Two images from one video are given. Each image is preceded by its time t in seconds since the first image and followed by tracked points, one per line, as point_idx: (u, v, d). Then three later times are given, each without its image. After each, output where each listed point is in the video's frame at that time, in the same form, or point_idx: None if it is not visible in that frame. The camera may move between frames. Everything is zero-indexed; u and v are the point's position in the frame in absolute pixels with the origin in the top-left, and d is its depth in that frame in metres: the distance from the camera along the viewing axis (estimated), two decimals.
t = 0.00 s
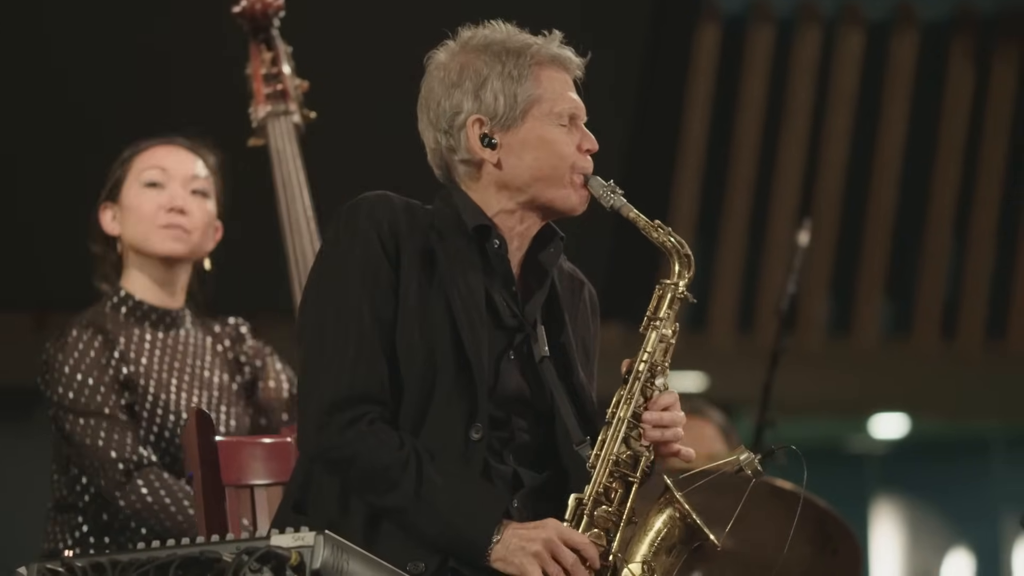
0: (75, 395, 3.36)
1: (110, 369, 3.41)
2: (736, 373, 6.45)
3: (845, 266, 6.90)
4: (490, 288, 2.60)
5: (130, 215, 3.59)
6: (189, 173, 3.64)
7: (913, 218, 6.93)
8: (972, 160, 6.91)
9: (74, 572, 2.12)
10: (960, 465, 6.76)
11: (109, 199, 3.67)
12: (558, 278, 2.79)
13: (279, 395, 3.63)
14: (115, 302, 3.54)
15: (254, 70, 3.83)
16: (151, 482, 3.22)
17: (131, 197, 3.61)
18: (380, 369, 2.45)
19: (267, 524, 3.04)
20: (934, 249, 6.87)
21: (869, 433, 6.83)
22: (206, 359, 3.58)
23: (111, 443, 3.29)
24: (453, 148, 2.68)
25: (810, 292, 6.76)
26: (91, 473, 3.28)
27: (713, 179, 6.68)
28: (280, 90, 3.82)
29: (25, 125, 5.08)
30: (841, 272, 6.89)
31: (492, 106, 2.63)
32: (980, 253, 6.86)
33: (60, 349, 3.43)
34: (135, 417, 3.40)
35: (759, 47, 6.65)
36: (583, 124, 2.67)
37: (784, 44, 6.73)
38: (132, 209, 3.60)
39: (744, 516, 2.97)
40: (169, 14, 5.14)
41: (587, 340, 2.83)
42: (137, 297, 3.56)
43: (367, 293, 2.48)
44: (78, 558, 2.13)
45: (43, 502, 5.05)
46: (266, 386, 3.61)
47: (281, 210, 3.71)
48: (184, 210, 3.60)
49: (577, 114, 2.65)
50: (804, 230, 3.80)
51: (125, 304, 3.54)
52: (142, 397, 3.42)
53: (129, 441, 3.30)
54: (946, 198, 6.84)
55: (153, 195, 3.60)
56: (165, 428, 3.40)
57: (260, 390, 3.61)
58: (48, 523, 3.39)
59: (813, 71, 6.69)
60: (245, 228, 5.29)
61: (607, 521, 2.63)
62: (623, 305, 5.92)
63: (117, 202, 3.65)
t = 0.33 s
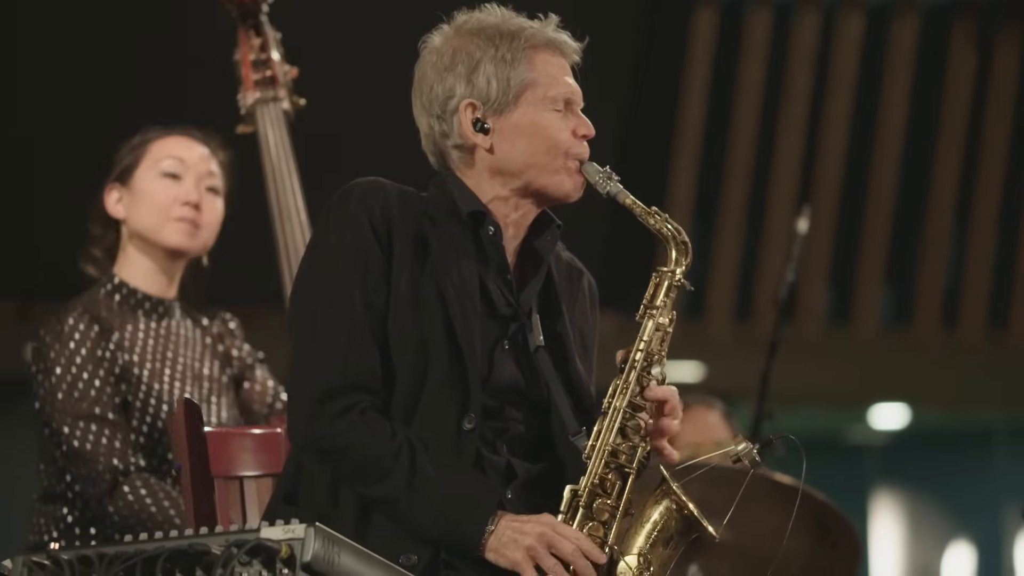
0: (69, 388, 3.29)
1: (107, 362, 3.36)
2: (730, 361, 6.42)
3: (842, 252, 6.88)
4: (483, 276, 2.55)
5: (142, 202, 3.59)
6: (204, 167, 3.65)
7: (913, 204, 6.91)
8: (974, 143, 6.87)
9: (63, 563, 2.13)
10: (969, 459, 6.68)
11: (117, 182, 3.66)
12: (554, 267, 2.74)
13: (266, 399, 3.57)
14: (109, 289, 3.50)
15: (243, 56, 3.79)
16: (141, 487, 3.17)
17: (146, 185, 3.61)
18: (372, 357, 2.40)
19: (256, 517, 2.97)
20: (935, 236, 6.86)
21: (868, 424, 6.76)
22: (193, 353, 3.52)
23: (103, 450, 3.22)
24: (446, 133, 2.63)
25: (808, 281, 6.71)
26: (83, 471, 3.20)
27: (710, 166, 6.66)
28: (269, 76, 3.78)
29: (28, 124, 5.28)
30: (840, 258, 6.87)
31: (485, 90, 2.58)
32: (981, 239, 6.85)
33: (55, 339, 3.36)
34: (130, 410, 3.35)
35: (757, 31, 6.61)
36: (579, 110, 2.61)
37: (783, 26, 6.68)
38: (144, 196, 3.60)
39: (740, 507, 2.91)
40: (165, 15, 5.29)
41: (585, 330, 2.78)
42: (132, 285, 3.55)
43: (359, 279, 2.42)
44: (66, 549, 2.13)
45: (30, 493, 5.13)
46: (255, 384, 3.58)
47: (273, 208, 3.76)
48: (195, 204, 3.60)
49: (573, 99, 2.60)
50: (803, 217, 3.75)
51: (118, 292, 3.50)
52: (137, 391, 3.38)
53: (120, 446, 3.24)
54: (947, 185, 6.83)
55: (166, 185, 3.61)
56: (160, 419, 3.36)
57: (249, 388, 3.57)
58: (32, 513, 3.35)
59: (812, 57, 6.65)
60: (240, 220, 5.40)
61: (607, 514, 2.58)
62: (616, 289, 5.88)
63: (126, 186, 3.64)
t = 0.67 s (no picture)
0: (39, 376, 3.26)
1: (73, 346, 3.31)
2: (732, 350, 6.59)
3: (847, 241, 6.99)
4: (477, 266, 2.50)
5: (102, 191, 3.45)
6: (162, 153, 3.51)
7: (916, 185, 6.94)
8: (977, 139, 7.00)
9: (50, 558, 2.02)
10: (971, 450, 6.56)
11: (69, 167, 3.51)
12: (549, 255, 2.70)
13: (242, 366, 3.51)
14: (69, 281, 3.41)
15: (222, 38, 3.71)
16: (122, 451, 3.18)
17: (103, 172, 3.46)
18: (365, 348, 2.35)
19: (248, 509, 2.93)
20: (937, 224, 7.00)
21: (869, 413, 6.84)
22: (157, 336, 3.43)
23: (76, 418, 3.21)
24: (440, 121, 2.59)
25: (807, 271, 6.91)
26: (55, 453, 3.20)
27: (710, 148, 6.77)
28: (248, 59, 3.67)
29: None
30: (843, 249, 6.99)
31: (479, 77, 2.53)
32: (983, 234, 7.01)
33: (19, 333, 3.34)
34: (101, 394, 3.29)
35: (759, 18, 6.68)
36: (575, 96, 2.57)
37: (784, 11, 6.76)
38: (103, 183, 3.46)
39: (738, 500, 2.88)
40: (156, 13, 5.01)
41: (581, 320, 2.74)
42: (93, 275, 3.44)
43: (353, 269, 2.37)
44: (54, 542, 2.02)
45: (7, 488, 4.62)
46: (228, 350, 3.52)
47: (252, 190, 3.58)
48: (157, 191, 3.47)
49: (568, 86, 2.55)
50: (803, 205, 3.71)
51: (79, 283, 3.41)
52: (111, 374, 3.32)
53: (96, 413, 3.22)
54: (951, 174, 6.94)
55: (125, 173, 3.46)
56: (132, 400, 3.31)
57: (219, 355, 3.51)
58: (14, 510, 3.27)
59: (813, 42, 6.79)
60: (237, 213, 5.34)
61: (602, 507, 2.53)
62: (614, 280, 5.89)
63: (80, 172, 3.49)
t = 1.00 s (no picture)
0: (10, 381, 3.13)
1: (49, 348, 3.19)
2: (731, 343, 6.55)
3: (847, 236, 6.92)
4: (473, 259, 2.46)
5: (56, 186, 3.28)
6: (110, 137, 3.36)
7: (919, 179, 6.93)
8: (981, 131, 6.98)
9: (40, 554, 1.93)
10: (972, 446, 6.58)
11: (17, 163, 3.35)
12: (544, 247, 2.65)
13: (209, 305, 3.57)
14: (34, 278, 3.27)
15: (204, 24, 3.69)
16: (115, 447, 3.11)
17: (56, 167, 3.30)
18: (361, 340, 2.31)
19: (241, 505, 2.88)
20: (940, 219, 6.97)
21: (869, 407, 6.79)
22: (130, 321, 3.35)
23: (63, 414, 3.11)
24: (437, 112, 2.54)
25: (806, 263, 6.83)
26: (31, 450, 3.08)
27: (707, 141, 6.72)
28: (232, 45, 3.65)
29: None
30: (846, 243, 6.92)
31: (477, 67, 2.48)
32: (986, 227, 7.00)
33: None
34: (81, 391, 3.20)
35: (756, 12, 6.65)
36: (573, 87, 2.52)
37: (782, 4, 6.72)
38: (58, 179, 3.29)
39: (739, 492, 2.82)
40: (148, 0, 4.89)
41: (575, 312, 2.69)
42: (59, 271, 3.30)
43: (347, 260, 2.33)
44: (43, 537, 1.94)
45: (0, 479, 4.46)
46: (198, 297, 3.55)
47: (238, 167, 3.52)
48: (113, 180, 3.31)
49: (566, 76, 2.51)
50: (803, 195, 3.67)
51: (45, 280, 3.28)
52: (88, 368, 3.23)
53: (80, 411, 3.14)
54: (952, 168, 6.93)
55: (79, 165, 3.31)
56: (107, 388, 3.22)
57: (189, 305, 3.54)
58: None
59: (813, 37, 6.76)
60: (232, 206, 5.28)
61: (603, 504, 2.50)
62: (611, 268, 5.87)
63: (31, 169, 3.33)
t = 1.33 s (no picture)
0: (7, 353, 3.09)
1: (44, 328, 3.16)
2: (727, 334, 6.49)
3: (842, 229, 6.90)
4: (464, 246, 2.42)
5: (48, 174, 3.21)
6: (100, 126, 3.29)
7: (918, 171, 6.88)
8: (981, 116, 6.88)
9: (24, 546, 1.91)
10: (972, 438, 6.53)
11: (6, 147, 3.26)
12: (538, 235, 2.61)
13: (185, 293, 3.49)
14: (20, 263, 3.21)
15: (190, 10, 3.64)
16: (105, 424, 3.12)
17: (46, 154, 3.23)
18: (355, 322, 2.26)
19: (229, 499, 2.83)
20: (940, 218, 6.90)
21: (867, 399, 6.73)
22: (115, 310, 3.30)
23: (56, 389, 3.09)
24: (430, 94, 2.48)
25: (806, 251, 6.79)
26: (24, 441, 3.04)
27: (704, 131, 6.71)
28: (217, 31, 3.60)
29: None
30: (840, 233, 6.90)
31: (471, 49, 2.44)
32: (986, 217, 6.87)
33: None
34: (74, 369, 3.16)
35: None
36: (569, 71, 2.47)
37: None
38: (49, 167, 3.22)
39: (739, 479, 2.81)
40: None
41: (571, 303, 2.65)
42: (45, 258, 3.24)
43: (338, 242, 2.28)
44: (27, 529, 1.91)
45: None
46: (174, 283, 3.48)
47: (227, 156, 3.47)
48: (103, 168, 3.24)
49: (561, 60, 2.46)
50: (802, 184, 3.62)
51: (31, 265, 3.21)
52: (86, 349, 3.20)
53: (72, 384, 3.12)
54: (954, 152, 6.84)
55: (70, 152, 3.23)
56: (97, 372, 3.18)
57: (166, 294, 3.47)
58: None
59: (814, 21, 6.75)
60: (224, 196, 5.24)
61: (602, 487, 2.46)
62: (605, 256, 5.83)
63: (20, 155, 3.25)
